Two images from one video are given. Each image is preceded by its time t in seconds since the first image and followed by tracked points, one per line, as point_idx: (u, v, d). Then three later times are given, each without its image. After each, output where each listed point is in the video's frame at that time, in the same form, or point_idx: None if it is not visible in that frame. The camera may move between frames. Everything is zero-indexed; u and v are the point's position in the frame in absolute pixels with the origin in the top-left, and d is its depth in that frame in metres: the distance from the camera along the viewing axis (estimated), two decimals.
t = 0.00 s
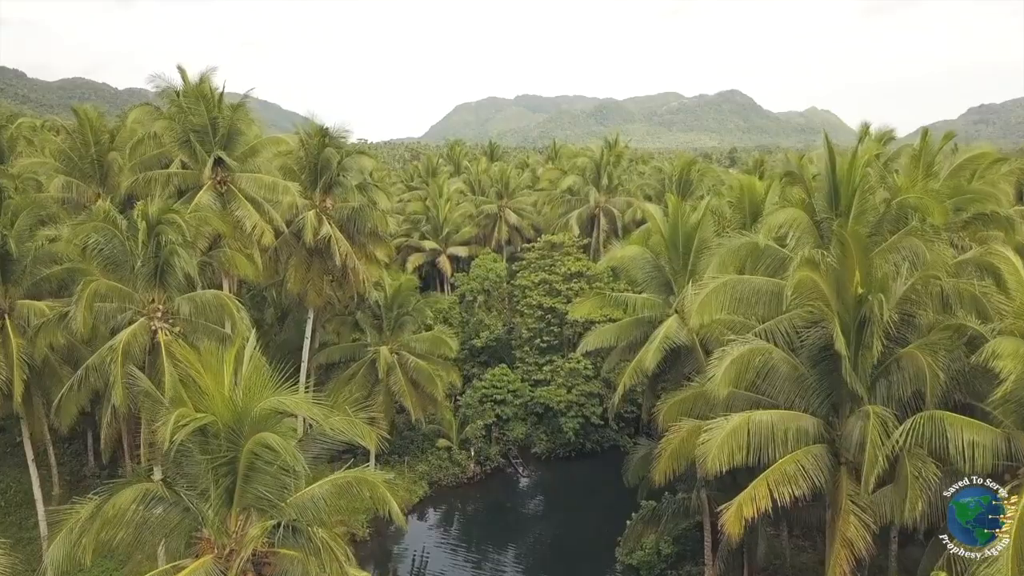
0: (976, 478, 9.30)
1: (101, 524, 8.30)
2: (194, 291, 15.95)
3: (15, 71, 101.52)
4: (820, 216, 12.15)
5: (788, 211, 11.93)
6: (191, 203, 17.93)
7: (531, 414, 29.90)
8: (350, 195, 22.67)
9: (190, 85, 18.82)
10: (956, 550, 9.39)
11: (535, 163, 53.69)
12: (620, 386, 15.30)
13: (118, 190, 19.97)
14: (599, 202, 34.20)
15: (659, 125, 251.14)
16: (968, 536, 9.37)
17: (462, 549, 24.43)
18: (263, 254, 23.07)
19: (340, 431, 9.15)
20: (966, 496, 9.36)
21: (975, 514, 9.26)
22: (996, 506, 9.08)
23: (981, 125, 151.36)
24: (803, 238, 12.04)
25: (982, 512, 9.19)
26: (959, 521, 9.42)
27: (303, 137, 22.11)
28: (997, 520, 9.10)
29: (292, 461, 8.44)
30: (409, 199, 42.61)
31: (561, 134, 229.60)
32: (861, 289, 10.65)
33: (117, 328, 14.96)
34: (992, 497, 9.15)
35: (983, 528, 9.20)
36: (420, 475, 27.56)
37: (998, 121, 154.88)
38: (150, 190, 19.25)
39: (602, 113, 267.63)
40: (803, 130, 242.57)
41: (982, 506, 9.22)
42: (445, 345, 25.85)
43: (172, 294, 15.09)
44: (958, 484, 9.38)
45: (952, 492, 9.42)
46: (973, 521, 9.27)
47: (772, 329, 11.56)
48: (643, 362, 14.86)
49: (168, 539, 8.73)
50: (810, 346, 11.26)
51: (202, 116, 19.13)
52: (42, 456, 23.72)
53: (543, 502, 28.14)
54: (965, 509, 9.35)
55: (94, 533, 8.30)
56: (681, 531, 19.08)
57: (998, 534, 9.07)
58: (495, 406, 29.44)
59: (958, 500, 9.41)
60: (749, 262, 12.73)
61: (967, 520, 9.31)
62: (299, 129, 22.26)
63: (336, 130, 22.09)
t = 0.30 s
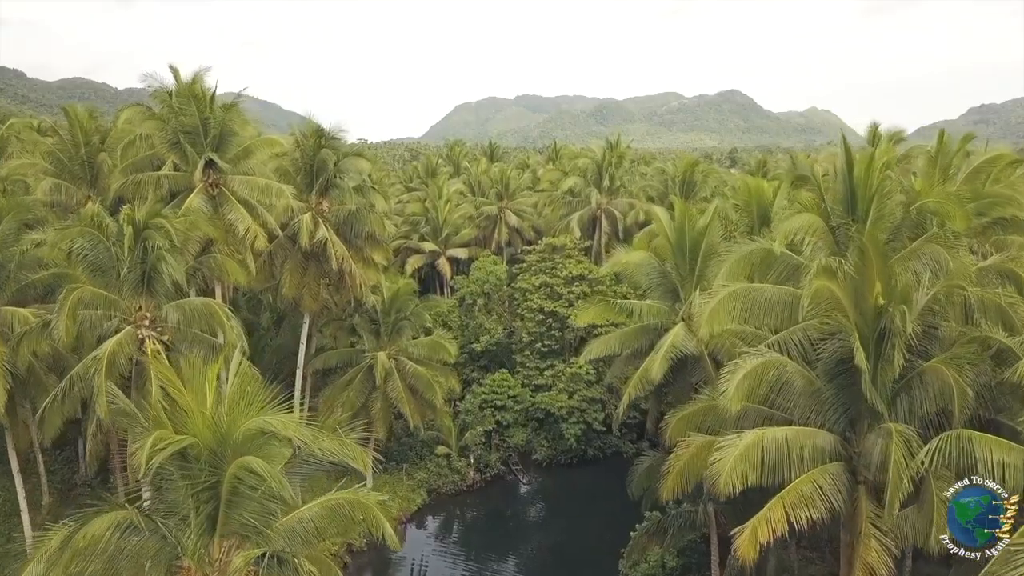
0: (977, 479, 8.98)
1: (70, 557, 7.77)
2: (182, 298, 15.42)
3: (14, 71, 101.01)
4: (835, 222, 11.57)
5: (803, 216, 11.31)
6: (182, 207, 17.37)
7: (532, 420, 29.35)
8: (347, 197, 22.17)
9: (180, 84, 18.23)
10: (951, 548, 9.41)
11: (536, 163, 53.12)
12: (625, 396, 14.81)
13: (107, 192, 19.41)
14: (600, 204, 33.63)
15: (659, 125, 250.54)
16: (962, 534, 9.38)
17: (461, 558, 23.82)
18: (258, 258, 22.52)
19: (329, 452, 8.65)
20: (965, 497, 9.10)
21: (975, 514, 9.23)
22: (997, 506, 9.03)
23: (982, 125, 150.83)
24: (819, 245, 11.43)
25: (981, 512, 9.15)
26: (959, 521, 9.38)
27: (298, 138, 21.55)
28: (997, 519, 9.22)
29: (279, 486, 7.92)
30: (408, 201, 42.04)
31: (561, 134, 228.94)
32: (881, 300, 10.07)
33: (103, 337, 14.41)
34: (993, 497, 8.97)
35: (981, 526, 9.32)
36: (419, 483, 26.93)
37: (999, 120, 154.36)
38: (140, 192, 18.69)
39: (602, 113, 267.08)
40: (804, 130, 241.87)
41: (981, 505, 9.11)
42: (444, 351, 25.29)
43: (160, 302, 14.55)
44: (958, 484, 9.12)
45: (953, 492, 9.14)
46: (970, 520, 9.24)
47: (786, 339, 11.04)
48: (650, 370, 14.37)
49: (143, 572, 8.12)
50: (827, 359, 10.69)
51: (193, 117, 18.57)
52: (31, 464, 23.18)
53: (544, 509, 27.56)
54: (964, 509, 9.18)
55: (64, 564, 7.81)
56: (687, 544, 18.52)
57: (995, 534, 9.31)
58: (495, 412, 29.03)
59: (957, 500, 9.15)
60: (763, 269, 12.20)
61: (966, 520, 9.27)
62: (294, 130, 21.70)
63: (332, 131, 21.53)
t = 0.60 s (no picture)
0: (977, 479, 8.52)
1: None
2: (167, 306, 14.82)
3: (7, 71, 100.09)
4: (849, 228, 11.04)
5: (816, 222, 10.83)
6: (168, 211, 16.77)
7: (530, 426, 28.81)
8: (341, 200, 21.62)
9: (167, 83, 17.62)
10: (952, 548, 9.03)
11: (533, 163, 52.51)
12: (627, 408, 14.33)
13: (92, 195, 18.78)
14: (599, 206, 33.05)
15: (657, 125, 250.18)
16: (964, 535, 8.99)
17: (458, 569, 23.24)
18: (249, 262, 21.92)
19: (314, 477, 8.14)
20: (965, 498, 8.69)
21: (975, 514, 8.78)
22: (997, 506, 8.62)
23: (980, 125, 150.66)
24: (835, 253, 10.78)
25: (982, 512, 8.74)
26: (960, 521, 8.93)
27: (291, 140, 20.96)
28: (998, 520, 8.76)
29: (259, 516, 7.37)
30: (404, 202, 41.44)
31: (559, 134, 228.43)
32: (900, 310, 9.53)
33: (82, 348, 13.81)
34: (994, 497, 8.56)
35: (983, 528, 8.89)
36: (415, 491, 26.29)
37: (997, 121, 154.26)
38: (126, 196, 18.07)
39: (600, 113, 266.64)
40: (801, 130, 241.63)
41: (982, 505, 8.69)
42: (440, 356, 24.72)
43: (143, 310, 13.95)
44: (958, 485, 8.63)
45: (953, 494, 8.64)
46: (971, 521, 8.85)
47: (799, 351, 10.50)
48: (653, 381, 13.88)
49: None
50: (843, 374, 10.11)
51: (181, 117, 17.94)
52: (16, 475, 22.53)
53: (543, 518, 26.97)
54: (963, 509, 8.80)
55: None
56: (690, 558, 17.98)
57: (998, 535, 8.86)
58: (493, 418, 28.51)
59: (955, 501, 8.77)
60: (772, 278, 11.63)
61: (966, 521, 8.87)
62: (286, 131, 21.11)
63: (325, 132, 20.95)
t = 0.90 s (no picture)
0: (975, 479, 8.41)
1: None
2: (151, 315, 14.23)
3: (2, 70, 99.36)
4: (866, 235, 10.50)
5: (832, 228, 10.06)
6: (154, 215, 16.16)
7: (528, 432, 28.25)
8: (334, 203, 21.06)
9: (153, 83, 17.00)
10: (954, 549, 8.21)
11: (531, 164, 51.95)
12: (630, 420, 13.81)
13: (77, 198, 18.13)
14: (598, 208, 32.42)
15: (654, 125, 249.83)
16: (965, 535, 8.21)
17: None
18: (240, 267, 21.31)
19: (299, 505, 7.75)
20: (963, 494, 8.22)
21: (974, 513, 8.25)
22: (997, 505, 8.23)
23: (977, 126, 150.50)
24: (852, 260, 10.16)
25: (981, 511, 8.24)
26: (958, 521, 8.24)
27: (283, 142, 20.38)
28: (998, 520, 8.25)
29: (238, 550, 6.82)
30: (401, 203, 40.88)
31: (556, 134, 227.85)
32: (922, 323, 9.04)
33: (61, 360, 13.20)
34: (993, 497, 8.27)
35: (982, 528, 8.26)
36: (411, 500, 25.71)
37: (994, 121, 154.12)
38: (110, 199, 17.45)
39: (597, 113, 266.23)
40: (799, 130, 241.43)
41: (980, 504, 8.27)
42: (436, 363, 24.13)
43: (126, 320, 13.36)
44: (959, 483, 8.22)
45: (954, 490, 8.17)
46: (972, 520, 8.20)
47: (813, 366, 10.00)
48: (658, 392, 13.37)
49: None
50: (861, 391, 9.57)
51: (167, 118, 17.33)
52: None
53: (541, 526, 26.34)
54: (963, 508, 8.24)
55: None
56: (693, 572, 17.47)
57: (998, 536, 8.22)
58: (490, 425, 27.90)
59: (955, 499, 8.21)
60: (784, 287, 11.05)
61: (967, 520, 8.22)
62: (278, 132, 20.53)
63: (318, 134, 20.38)
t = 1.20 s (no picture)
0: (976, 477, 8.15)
1: None
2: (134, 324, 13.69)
3: None
4: (884, 242, 10.01)
5: (852, 234, 9.57)
6: (140, 219, 15.60)
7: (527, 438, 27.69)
8: (328, 206, 20.51)
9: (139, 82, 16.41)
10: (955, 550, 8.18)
11: (529, 165, 51.41)
12: (634, 433, 13.29)
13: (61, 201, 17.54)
14: (597, 209, 31.88)
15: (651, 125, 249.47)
16: (967, 537, 8.10)
17: None
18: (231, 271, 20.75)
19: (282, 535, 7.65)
20: (965, 496, 8.11)
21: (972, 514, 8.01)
22: (997, 506, 7.94)
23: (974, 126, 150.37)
24: (871, 267, 9.68)
25: (982, 512, 7.99)
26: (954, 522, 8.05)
27: (274, 143, 19.80)
28: (999, 521, 7.96)
29: None
30: (396, 204, 40.29)
31: (553, 134, 227.27)
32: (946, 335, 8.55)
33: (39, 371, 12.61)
34: (993, 496, 8.00)
35: (983, 529, 8.02)
36: (407, 509, 25.15)
37: (992, 121, 154.09)
38: (95, 202, 16.84)
39: (594, 113, 265.89)
40: (796, 130, 241.19)
41: (982, 505, 8.01)
42: (432, 369, 23.59)
43: (107, 329, 12.78)
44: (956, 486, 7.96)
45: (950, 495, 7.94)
46: (972, 521, 8.04)
47: (830, 380, 9.50)
48: (663, 403, 12.88)
49: None
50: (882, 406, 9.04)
51: (154, 118, 16.73)
52: None
53: (540, 535, 25.81)
54: (963, 509, 8.10)
55: None
56: None
57: (1001, 537, 7.92)
58: (488, 432, 27.19)
59: (956, 500, 8.17)
60: (797, 294, 10.50)
61: (966, 521, 8.08)
62: (270, 133, 19.97)
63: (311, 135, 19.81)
